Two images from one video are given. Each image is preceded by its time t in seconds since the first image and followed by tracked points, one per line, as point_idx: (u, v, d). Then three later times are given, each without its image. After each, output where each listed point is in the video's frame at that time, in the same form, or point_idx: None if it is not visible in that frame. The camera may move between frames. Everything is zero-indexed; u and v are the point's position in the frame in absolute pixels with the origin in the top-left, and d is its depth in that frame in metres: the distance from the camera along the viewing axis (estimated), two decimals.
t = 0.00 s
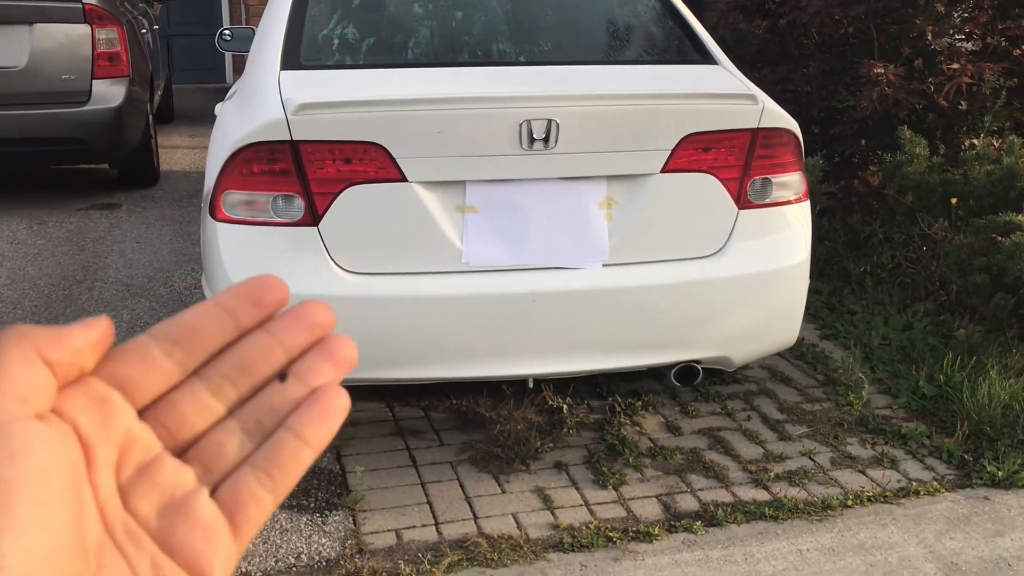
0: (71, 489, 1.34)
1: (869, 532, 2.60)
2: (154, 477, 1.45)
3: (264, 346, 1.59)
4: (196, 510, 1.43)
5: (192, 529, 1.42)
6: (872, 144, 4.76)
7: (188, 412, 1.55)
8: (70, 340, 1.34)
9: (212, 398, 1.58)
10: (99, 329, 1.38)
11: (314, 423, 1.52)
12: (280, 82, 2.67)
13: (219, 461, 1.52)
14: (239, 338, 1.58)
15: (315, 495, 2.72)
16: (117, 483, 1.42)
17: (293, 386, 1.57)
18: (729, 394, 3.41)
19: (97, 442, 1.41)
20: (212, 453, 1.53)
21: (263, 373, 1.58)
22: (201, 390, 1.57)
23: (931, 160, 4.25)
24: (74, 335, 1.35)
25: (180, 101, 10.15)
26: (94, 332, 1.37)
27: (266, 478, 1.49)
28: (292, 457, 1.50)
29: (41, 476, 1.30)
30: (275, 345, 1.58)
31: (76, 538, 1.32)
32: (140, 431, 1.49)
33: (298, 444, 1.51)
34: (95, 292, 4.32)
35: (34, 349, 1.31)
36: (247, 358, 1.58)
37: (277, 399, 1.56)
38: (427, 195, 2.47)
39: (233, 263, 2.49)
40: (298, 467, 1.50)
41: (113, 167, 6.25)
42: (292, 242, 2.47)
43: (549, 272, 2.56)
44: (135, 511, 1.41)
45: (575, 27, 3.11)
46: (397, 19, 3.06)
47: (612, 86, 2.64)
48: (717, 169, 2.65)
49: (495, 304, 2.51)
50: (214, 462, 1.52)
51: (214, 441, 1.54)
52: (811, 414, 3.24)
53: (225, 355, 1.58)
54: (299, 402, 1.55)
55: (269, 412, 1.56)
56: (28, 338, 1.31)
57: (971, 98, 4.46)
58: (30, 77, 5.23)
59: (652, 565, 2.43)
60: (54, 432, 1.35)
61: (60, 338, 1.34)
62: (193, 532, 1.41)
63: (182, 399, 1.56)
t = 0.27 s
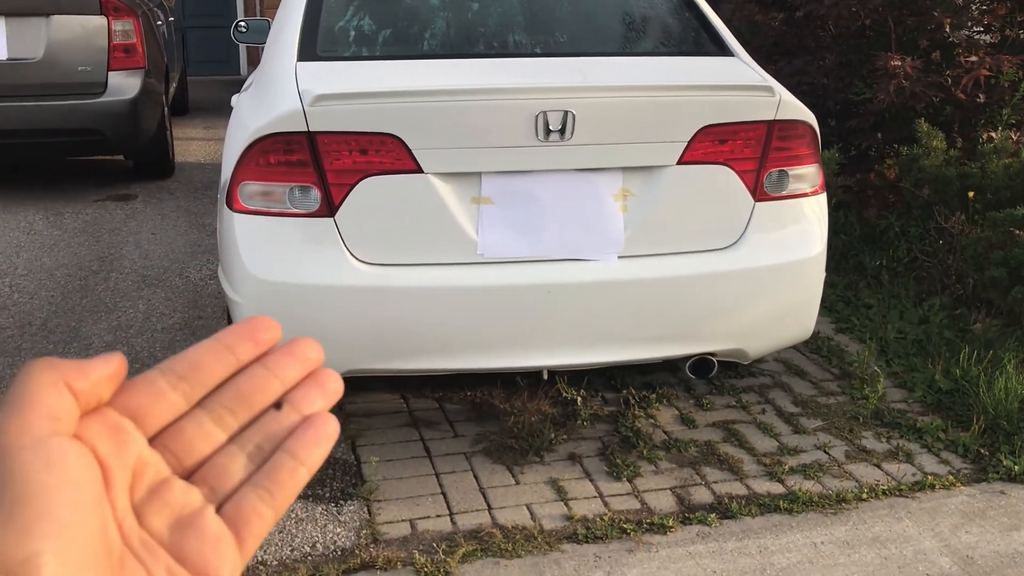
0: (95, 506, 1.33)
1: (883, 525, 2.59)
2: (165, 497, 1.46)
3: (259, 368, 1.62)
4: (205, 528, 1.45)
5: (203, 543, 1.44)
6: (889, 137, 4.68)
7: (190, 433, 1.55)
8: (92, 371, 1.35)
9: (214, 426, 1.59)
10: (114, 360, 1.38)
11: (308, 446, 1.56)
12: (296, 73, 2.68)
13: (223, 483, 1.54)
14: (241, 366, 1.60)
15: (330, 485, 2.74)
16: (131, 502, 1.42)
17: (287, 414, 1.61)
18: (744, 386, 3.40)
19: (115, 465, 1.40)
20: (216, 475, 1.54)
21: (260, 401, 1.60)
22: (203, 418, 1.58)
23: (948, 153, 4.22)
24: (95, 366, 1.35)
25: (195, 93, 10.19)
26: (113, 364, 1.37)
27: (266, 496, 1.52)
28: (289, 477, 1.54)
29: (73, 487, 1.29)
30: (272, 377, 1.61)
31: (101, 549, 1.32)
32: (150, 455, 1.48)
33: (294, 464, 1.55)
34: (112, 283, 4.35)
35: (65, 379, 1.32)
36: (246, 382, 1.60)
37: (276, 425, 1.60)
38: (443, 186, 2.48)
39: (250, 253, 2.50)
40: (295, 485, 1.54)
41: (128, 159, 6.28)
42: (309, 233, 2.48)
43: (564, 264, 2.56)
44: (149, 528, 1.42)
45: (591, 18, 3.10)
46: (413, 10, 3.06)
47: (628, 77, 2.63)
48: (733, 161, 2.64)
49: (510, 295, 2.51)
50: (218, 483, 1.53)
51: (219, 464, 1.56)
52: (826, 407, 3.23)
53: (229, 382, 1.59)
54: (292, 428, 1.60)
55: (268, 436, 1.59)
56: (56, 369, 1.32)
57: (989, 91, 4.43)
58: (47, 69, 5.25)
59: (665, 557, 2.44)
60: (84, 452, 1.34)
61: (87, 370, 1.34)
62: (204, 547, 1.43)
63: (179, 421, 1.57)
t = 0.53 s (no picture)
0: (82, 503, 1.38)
1: (892, 521, 2.59)
2: (153, 492, 1.51)
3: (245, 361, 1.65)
4: (193, 521, 1.49)
5: (190, 535, 1.47)
6: (902, 132, 4.64)
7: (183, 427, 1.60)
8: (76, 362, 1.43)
9: (203, 421, 1.64)
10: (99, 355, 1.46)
11: (300, 437, 1.57)
12: (308, 64, 2.68)
13: (212, 478, 1.57)
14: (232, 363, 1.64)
15: (339, 475, 2.75)
16: (119, 498, 1.47)
17: (277, 406, 1.63)
18: (754, 381, 3.40)
19: (100, 460, 1.47)
20: (206, 469, 1.58)
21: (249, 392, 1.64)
22: (193, 414, 1.63)
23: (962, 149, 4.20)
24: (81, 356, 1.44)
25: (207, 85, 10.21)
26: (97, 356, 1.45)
27: (257, 491, 1.54)
28: (280, 469, 1.55)
29: (54, 483, 1.35)
30: (261, 370, 1.65)
31: (84, 544, 1.36)
32: (138, 450, 1.55)
33: (285, 457, 1.56)
34: (123, 273, 4.37)
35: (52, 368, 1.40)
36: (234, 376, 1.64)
37: (265, 417, 1.63)
38: (454, 178, 2.48)
39: (261, 244, 2.51)
40: (286, 477, 1.55)
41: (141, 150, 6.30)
42: (320, 224, 2.49)
43: (574, 257, 2.56)
44: (136, 523, 1.46)
45: (603, 11, 3.09)
46: (425, 2, 3.06)
47: (641, 70, 2.62)
48: (745, 154, 2.63)
49: (520, 288, 2.51)
50: (207, 478, 1.57)
51: (208, 459, 1.59)
52: (836, 403, 3.23)
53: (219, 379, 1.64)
54: (282, 420, 1.61)
55: (257, 429, 1.62)
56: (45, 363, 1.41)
57: (1003, 87, 4.40)
58: (60, 60, 5.27)
59: (673, 550, 2.44)
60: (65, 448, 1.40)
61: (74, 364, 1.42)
62: (191, 541, 1.46)
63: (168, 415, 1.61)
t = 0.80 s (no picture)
0: (146, 499, 1.16)
1: (896, 519, 2.58)
2: (217, 498, 1.34)
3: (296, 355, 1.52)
4: (261, 534, 1.37)
5: (260, 544, 1.35)
6: (909, 130, 4.66)
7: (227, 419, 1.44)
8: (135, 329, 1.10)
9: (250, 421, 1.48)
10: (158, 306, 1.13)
11: (382, 477, 1.50)
12: (315, 58, 2.69)
13: (276, 488, 1.52)
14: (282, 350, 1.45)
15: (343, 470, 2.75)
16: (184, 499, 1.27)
17: (350, 436, 1.58)
18: (758, 378, 3.40)
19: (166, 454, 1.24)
20: (272, 480, 1.52)
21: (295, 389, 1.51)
22: (239, 415, 1.47)
23: (969, 148, 4.19)
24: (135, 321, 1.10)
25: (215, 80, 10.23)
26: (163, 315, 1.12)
27: (329, 517, 1.47)
28: (357, 503, 1.48)
29: (124, 485, 1.12)
30: (293, 374, 1.51)
31: (147, 552, 1.14)
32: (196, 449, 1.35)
33: (364, 492, 1.49)
34: (130, 267, 4.38)
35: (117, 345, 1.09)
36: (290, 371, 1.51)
37: (338, 444, 1.57)
38: (459, 173, 2.48)
39: (266, 238, 2.52)
40: (362, 513, 1.48)
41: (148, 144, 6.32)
42: (325, 219, 2.49)
43: (578, 252, 2.56)
44: (203, 528, 1.29)
45: (610, 8, 3.09)
46: None
47: (646, 66, 2.62)
48: (750, 151, 2.63)
49: (525, 283, 2.52)
50: (272, 488, 1.51)
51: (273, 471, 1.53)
52: (840, 401, 3.22)
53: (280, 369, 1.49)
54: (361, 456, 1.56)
55: (326, 452, 1.57)
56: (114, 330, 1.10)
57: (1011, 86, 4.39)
58: (68, 54, 5.29)
59: (676, 547, 2.44)
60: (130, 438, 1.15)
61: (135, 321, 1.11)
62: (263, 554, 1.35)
63: (210, 411, 1.50)
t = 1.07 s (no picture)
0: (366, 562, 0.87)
1: (899, 518, 2.57)
2: None
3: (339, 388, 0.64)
4: None
5: None
6: (912, 129, 4.64)
7: None
8: (592, 490, 0.59)
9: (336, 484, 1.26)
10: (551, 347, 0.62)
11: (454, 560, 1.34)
12: (316, 56, 2.68)
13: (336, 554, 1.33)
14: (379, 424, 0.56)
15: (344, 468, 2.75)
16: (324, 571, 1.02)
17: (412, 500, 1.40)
18: (761, 377, 3.39)
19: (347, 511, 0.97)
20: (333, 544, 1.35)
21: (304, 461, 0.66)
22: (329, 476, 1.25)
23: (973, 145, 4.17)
24: (587, 470, 0.59)
25: (217, 78, 10.24)
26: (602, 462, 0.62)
27: None
28: None
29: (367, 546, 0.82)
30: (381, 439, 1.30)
31: None
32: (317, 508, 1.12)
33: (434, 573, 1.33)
34: (132, 265, 4.38)
35: (562, 518, 0.56)
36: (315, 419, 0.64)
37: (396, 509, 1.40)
38: (460, 171, 2.47)
39: (268, 236, 2.51)
40: None
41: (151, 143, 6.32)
42: (326, 217, 2.49)
43: (580, 251, 2.55)
44: None
45: (613, 5, 3.08)
46: None
47: (649, 64, 2.61)
48: (753, 149, 2.62)
49: (527, 282, 2.51)
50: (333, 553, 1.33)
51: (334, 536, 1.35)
52: (843, 400, 3.21)
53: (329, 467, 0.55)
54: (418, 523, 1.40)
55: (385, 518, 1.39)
56: (498, 374, 0.57)
57: (1016, 83, 4.37)
58: (70, 52, 5.29)
59: (678, 546, 2.43)
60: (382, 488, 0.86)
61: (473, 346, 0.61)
62: None
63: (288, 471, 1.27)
